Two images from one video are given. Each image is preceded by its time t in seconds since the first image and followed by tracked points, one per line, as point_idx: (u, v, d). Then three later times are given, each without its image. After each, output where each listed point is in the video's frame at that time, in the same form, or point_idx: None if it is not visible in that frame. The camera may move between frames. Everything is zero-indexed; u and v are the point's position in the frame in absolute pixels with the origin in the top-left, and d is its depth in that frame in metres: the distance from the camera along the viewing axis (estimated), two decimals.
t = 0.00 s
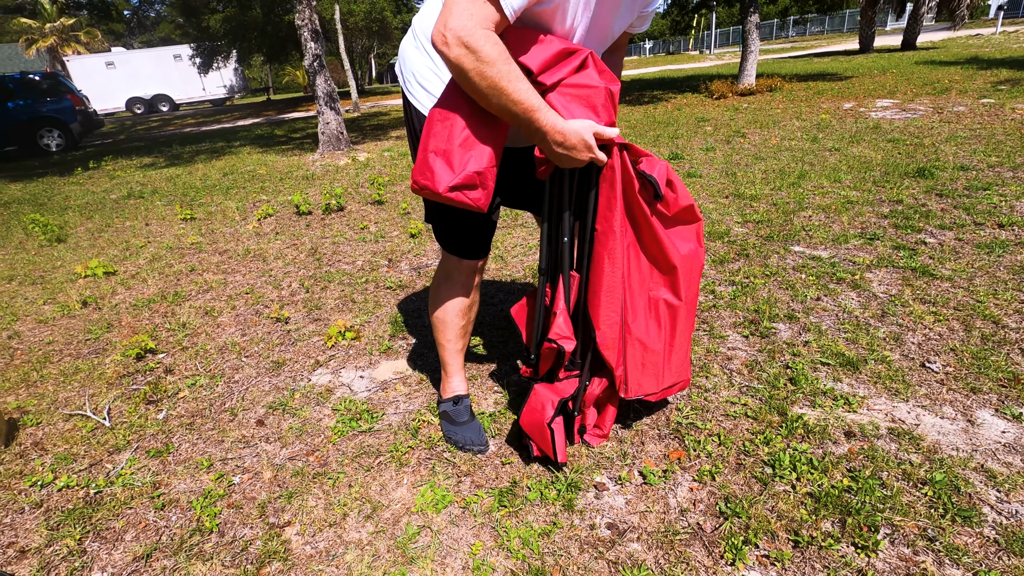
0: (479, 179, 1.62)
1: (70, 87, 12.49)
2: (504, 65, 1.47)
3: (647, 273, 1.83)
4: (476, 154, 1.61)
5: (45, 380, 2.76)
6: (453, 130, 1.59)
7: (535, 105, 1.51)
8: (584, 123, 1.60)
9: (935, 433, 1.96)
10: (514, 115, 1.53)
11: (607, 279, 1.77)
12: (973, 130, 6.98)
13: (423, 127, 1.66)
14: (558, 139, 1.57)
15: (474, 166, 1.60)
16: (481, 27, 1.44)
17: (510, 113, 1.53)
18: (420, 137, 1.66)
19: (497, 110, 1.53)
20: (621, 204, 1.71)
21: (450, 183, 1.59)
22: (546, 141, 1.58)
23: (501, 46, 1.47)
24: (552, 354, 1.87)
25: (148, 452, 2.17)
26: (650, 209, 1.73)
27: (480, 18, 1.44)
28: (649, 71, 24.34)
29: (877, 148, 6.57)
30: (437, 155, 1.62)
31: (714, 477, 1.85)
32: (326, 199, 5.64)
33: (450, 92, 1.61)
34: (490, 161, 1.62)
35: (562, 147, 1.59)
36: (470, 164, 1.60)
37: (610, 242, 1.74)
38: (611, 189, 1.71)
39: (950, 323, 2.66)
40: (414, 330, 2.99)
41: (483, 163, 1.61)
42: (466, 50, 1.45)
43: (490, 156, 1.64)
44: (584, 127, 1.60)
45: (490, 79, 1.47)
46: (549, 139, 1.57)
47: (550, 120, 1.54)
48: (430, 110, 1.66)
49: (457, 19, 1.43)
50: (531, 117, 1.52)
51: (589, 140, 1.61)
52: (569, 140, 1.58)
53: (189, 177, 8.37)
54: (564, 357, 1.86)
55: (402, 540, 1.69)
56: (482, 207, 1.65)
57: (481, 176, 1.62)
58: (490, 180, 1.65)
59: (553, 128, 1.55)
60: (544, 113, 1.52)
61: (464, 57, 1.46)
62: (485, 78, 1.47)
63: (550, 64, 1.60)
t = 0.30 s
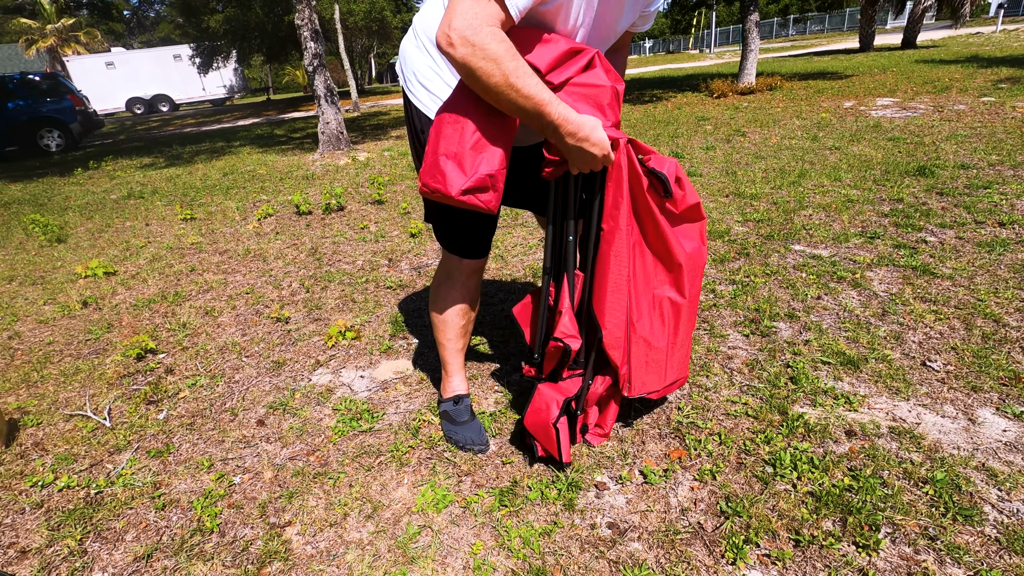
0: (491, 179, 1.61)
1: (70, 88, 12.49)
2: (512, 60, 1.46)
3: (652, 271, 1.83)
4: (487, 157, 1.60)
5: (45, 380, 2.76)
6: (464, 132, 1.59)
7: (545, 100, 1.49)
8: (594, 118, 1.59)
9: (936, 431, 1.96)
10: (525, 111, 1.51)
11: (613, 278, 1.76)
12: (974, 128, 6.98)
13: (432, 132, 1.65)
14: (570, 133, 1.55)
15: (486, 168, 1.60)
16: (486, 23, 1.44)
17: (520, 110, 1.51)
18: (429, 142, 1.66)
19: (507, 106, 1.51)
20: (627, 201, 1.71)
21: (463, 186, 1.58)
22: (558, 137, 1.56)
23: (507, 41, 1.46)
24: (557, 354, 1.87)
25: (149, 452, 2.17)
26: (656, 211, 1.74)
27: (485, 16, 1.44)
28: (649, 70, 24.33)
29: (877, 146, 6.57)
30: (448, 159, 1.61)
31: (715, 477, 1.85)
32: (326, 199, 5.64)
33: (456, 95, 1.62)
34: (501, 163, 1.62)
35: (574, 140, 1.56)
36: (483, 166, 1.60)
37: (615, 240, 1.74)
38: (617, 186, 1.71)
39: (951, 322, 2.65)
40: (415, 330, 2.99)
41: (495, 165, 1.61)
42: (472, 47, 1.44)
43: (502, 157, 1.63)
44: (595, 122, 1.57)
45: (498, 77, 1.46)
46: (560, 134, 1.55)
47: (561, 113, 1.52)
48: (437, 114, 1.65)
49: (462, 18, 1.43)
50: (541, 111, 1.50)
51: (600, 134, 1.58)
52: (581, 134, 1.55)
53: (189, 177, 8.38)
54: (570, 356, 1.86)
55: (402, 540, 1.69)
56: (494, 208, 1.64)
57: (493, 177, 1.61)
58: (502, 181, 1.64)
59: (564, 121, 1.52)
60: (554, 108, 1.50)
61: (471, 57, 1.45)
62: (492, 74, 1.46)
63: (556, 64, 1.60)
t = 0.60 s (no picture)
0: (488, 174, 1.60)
1: (65, 86, 12.44)
2: (533, 54, 1.42)
3: (649, 266, 1.83)
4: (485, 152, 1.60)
5: (41, 379, 2.75)
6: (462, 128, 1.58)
7: (563, 98, 1.48)
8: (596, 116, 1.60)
9: (934, 425, 1.96)
10: (541, 108, 1.48)
11: (610, 273, 1.76)
12: (971, 123, 6.97)
13: (427, 126, 1.64)
14: (579, 131, 1.55)
15: (483, 163, 1.59)
16: (509, 13, 1.39)
17: (534, 106, 1.48)
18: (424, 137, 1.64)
19: (523, 101, 1.47)
20: (624, 196, 1.70)
21: (459, 180, 1.57)
22: (567, 135, 1.55)
23: (527, 35, 1.42)
24: (554, 349, 1.86)
25: (147, 451, 2.16)
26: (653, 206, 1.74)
27: (505, 7, 1.39)
28: (646, 65, 24.31)
29: (875, 141, 6.56)
30: (445, 154, 1.60)
31: (713, 472, 1.85)
32: (324, 196, 5.62)
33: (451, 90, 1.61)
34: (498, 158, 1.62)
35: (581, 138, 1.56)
36: (479, 161, 1.59)
37: (613, 235, 1.73)
38: (614, 179, 1.70)
39: (948, 316, 2.65)
40: (413, 327, 2.99)
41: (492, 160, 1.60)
42: (496, 37, 1.38)
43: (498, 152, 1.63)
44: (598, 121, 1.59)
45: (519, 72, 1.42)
46: (570, 132, 1.54)
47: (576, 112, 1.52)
48: (433, 108, 1.64)
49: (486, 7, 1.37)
50: (558, 110, 1.49)
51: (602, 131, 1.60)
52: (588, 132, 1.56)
53: (186, 175, 8.36)
54: (568, 351, 1.85)
55: (401, 536, 1.69)
56: (489, 204, 1.64)
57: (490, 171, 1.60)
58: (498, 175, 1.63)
59: (577, 121, 1.53)
60: (569, 107, 1.50)
61: (491, 48, 1.39)
62: (514, 67, 1.41)
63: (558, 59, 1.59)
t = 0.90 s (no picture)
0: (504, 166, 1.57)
1: (61, 86, 12.40)
2: (507, 40, 1.44)
3: (654, 261, 1.84)
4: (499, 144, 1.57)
5: (40, 380, 2.74)
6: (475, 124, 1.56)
7: (542, 78, 1.47)
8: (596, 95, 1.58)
9: (932, 418, 1.96)
10: (524, 93, 1.49)
11: (618, 272, 1.76)
12: (969, 116, 6.97)
13: (438, 125, 1.60)
14: (570, 111, 1.53)
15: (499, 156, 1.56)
16: (478, 6, 1.43)
17: (518, 92, 1.50)
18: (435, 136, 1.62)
19: (506, 87, 1.50)
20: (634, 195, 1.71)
21: (478, 176, 1.53)
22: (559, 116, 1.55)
23: (500, 24, 1.44)
24: (559, 346, 1.85)
25: (146, 450, 2.16)
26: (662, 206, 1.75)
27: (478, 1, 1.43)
28: (644, 61, 24.28)
29: (873, 135, 6.56)
30: (459, 151, 1.57)
31: (713, 467, 1.85)
32: (321, 195, 5.61)
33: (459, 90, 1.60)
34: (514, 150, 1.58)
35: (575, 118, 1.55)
36: (496, 155, 1.56)
37: (622, 234, 1.74)
38: (624, 178, 1.70)
39: (947, 309, 2.66)
40: (412, 324, 2.98)
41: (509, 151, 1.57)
42: (466, 31, 1.42)
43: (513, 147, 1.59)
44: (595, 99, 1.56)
45: (493, 60, 1.44)
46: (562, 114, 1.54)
47: (560, 90, 1.50)
48: (441, 107, 1.62)
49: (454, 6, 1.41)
50: (541, 91, 1.49)
51: (601, 112, 1.57)
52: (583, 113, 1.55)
53: (184, 175, 8.34)
54: (572, 348, 1.84)
55: (401, 534, 1.69)
56: (508, 199, 1.61)
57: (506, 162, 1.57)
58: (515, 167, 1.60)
59: (564, 99, 1.51)
60: (552, 87, 1.49)
61: (464, 42, 1.44)
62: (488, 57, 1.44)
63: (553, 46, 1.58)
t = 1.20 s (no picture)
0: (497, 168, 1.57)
1: (59, 87, 12.38)
2: (496, 28, 1.46)
3: (650, 258, 1.84)
4: (490, 150, 1.57)
5: (39, 382, 2.74)
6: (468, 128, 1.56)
7: (535, 62, 1.48)
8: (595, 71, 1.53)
9: (932, 416, 1.96)
10: (517, 79, 1.50)
11: (616, 268, 1.75)
12: (968, 113, 6.97)
13: (433, 129, 1.61)
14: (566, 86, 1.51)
15: (490, 162, 1.56)
16: None
17: (512, 78, 1.50)
18: (430, 139, 1.63)
19: (499, 75, 1.49)
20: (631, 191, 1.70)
21: (467, 182, 1.54)
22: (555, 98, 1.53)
23: (490, 12, 1.46)
24: (556, 344, 1.85)
25: (145, 451, 2.15)
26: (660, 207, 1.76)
27: None
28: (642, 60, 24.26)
29: (872, 133, 6.55)
30: (452, 155, 1.58)
31: (713, 465, 1.85)
32: (320, 194, 5.60)
33: (455, 92, 1.60)
34: (505, 155, 1.58)
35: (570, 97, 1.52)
36: (487, 158, 1.56)
37: (618, 231, 1.72)
38: (619, 175, 1.69)
39: (947, 307, 2.65)
40: (411, 324, 2.98)
41: (499, 158, 1.57)
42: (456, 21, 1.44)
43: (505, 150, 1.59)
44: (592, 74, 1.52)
45: (485, 47, 1.45)
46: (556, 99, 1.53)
47: (555, 70, 1.50)
48: (436, 110, 1.62)
49: None
50: (534, 76, 1.49)
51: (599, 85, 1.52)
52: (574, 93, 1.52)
53: (182, 175, 8.33)
54: (571, 346, 1.84)
55: (401, 534, 1.69)
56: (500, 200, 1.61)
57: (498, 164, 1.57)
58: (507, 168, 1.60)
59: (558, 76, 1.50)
60: (544, 70, 1.49)
61: (455, 33, 1.45)
62: (479, 45, 1.46)
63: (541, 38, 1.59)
